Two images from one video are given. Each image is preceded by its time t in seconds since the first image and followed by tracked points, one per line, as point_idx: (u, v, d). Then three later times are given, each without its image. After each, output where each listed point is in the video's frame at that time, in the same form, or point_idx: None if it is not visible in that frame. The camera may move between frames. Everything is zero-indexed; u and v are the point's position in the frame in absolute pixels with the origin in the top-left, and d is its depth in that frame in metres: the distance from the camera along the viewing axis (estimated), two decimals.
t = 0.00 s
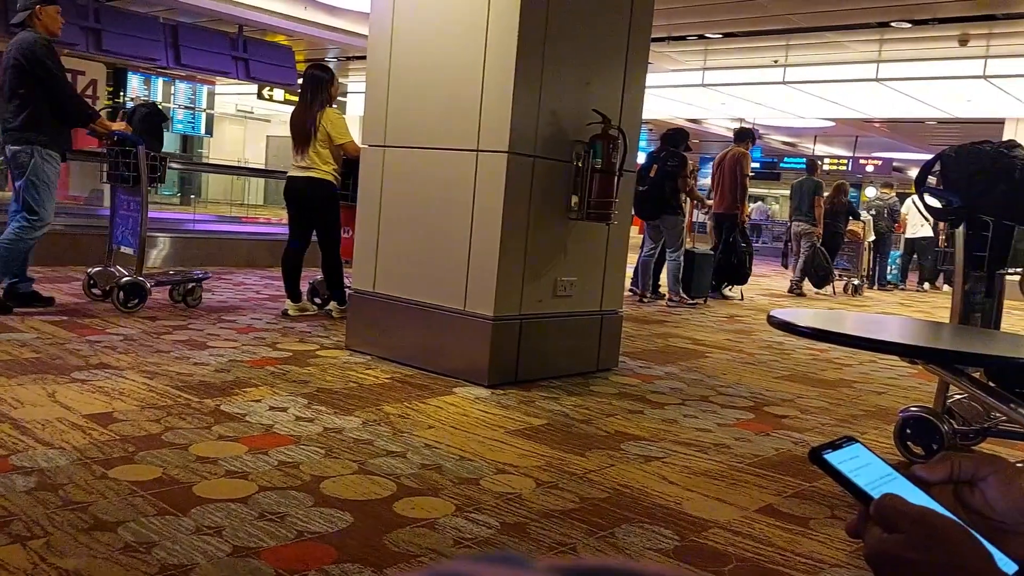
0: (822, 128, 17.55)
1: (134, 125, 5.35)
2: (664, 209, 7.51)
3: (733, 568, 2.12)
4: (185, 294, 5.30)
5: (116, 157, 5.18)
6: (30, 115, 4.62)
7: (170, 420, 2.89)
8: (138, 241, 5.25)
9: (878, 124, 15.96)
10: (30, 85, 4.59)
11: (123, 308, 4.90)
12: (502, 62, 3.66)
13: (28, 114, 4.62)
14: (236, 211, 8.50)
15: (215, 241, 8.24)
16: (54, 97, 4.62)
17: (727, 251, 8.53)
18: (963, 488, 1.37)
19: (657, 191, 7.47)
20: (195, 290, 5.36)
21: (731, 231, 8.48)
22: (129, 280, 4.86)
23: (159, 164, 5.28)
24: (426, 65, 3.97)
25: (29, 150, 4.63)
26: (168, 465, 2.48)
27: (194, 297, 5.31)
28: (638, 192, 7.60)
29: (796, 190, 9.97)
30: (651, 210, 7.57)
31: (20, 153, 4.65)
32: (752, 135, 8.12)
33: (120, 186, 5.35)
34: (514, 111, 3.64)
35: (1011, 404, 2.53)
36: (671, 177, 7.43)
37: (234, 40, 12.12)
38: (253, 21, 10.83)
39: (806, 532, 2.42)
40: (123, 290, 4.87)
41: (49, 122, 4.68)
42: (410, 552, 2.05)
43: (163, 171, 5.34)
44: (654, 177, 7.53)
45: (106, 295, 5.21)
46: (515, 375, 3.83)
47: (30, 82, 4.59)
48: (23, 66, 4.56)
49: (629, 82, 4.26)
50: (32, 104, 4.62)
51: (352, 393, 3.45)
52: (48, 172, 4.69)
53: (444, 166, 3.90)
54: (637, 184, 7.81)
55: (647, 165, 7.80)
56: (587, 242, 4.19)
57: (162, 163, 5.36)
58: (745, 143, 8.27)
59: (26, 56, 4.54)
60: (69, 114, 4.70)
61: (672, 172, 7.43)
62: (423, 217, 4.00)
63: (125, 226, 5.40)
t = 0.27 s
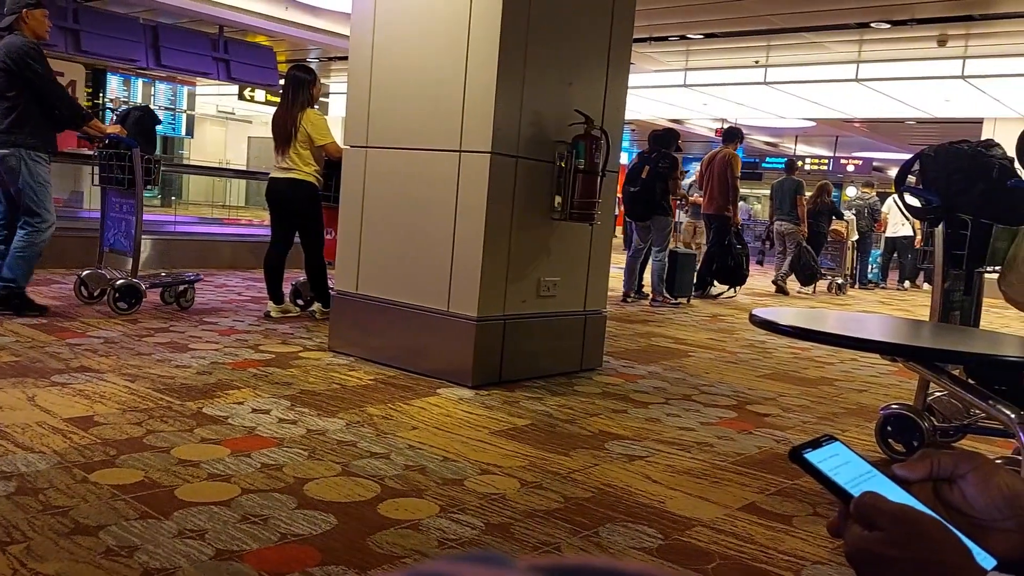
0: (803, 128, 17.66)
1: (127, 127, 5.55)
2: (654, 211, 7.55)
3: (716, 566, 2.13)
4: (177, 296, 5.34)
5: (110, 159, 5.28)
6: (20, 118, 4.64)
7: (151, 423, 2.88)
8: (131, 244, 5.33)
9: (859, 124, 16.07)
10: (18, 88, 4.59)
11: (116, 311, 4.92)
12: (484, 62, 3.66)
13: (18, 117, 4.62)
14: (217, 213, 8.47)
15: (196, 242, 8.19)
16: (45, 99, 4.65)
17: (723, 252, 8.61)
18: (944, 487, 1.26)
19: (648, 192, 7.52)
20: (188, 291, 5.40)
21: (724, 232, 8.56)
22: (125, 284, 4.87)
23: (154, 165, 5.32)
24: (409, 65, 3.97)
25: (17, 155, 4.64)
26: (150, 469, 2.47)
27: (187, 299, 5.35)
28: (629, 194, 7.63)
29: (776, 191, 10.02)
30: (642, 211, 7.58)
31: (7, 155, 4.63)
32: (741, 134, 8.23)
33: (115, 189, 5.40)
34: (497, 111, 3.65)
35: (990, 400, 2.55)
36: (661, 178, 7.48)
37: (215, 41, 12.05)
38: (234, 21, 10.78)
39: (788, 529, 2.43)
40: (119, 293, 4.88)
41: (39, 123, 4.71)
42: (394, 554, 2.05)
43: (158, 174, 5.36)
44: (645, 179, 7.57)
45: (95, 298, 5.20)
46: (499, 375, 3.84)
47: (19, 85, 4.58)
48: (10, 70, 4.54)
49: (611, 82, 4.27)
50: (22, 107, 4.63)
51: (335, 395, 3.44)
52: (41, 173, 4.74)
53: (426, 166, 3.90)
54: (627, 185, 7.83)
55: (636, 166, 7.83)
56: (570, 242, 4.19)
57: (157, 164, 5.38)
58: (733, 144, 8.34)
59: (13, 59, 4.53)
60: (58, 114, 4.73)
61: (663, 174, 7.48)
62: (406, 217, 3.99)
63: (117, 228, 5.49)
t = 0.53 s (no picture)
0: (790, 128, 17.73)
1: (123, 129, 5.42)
2: (648, 212, 7.57)
3: (705, 565, 2.14)
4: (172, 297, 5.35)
5: (109, 162, 5.37)
6: (17, 121, 4.67)
7: (139, 426, 2.86)
8: (131, 246, 5.38)
9: (845, 124, 16.15)
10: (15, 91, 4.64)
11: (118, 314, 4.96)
12: (472, 63, 3.66)
13: (14, 120, 4.66)
14: (205, 215, 8.41)
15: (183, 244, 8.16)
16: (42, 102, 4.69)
17: (721, 253, 8.71)
18: (932, 484, 1.27)
19: (643, 194, 7.53)
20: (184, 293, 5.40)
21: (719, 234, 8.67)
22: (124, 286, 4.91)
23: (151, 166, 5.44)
24: (396, 65, 3.96)
25: (12, 156, 4.64)
26: (137, 472, 2.46)
27: (185, 302, 5.36)
28: (624, 194, 7.60)
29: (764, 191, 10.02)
30: (637, 211, 7.58)
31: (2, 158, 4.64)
32: (734, 135, 8.46)
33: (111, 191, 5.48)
34: (485, 112, 3.65)
35: (976, 398, 2.56)
36: (657, 180, 7.51)
37: (201, 42, 12.01)
38: (220, 22, 10.74)
39: (777, 528, 2.45)
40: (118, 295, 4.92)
41: (35, 126, 4.75)
42: (383, 555, 2.04)
43: (155, 176, 5.49)
44: (640, 180, 7.57)
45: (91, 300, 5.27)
46: (488, 376, 3.83)
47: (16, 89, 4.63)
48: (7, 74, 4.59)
49: (598, 83, 4.27)
50: (18, 110, 4.67)
51: (324, 397, 3.43)
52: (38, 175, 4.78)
53: (414, 167, 3.90)
54: (619, 185, 7.79)
55: (629, 166, 7.79)
56: (559, 243, 4.20)
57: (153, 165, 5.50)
58: (727, 146, 8.51)
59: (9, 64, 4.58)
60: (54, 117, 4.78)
61: (659, 175, 7.50)
62: (395, 218, 3.99)
63: (114, 231, 5.53)
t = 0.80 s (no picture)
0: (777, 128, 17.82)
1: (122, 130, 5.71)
2: (642, 212, 7.62)
3: (694, 564, 2.14)
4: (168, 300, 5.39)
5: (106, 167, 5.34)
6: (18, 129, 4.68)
7: (125, 430, 2.85)
8: (128, 249, 5.37)
9: (832, 124, 16.24)
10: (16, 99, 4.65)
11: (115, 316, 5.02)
12: (459, 64, 3.66)
13: (14, 128, 4.67)
14: (192, 217, 8.37)
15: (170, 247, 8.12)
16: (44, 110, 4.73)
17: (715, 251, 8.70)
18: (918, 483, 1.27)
19: (637, 194, 7.58)
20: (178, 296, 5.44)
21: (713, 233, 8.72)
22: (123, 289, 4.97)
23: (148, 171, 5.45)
24: (383, 66, 3.96)
25: (12, 163, 4.68)
26: (124, 476, 2.44)
27: (179, 304, 5.40)
28: (619, 192, 7.61)
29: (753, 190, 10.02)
30: (630, 211, 7.63)
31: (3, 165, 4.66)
32: (725, 136, 8.61)
33: (106, 195, 5.46)
34: (472, 113, 3.65)
35: (961, 395, 2.58)
36: (653, 180, 7.56)
37: (187, 44, 11.96)
38: (206, 24, 10.70)
39: (765, 526, 2.46)
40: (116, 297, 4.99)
41: (34, 133, 4.77)
42: (373, 558, 2.04)
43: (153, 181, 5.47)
44: (635, 180, 7.62)
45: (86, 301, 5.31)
46: (477, 378, 3.83)
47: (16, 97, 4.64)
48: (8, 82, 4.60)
49: (586, 84, 4.28)
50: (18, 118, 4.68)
51: (312, 399, 3.42)
52: (36, 182, 4.81)
53: (402, 168, 3.89)
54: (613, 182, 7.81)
55: (624, 165, 7.83)
56: (547, 244, 4.20)
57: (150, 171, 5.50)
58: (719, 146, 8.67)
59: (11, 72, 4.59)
60: (54, 124, 4.81)
61: (654, 177, 7.55)
62: (382, 219, 3.98)
63: (109, 234, 5.51)
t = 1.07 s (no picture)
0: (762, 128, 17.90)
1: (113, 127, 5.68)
2: (631, 213, 7.66)
3: (684, 564, 2.14)
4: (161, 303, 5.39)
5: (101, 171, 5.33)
6: (17, 133, 4.64)
7: (110, 434, 2.82)
8: (122, 251, 5.36)
9: (817, 125, 16.33)
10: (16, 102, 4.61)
11: (108, 318, 5.03)
12: (446, 64, 3.66)
13: (13, 131, 4.62)
14: (178, 219, 8.34)
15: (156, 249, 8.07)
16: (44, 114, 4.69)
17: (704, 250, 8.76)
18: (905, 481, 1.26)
19: (628, 194, 7.62)
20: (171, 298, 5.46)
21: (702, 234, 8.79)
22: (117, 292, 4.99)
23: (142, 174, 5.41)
24: (370, 67, 3.94)
25: (12, 167, 4.64)
26: (109, 481, 2.42)
27: (172, 305, 5.41)
28: (610, 192, 7.65)
29: (745, 189, 10.04)
30: (620, 212, 7.66)
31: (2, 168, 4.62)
32: (714, 136, 8.72)
33: (100, 198, 5.45)
34: (459, 114, 3.64)
35: (947, 393, 2.59)
36: (644, 180, 7.62)
37: (172, 45, 11.89)
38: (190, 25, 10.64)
39: (754, 525, 2.46)
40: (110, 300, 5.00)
41: (33, 137, 4.72)
42: (362, 561, 2.03)
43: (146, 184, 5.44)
44: (626, 180, 7.67)
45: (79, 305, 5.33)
46: (466, 379, 3.82)
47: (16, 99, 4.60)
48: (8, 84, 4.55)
49: (573, 84, 4.28)
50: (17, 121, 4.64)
51: (300, 402, 3.40)
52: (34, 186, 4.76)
53: (389, 169, 3.88)
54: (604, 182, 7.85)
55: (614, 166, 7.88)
56: (535, 245, 4.20)
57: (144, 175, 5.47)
58: (709, 146, 8.74)
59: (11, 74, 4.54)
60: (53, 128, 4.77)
61: (646, 177, 7.64)
62: (370, 220, 3.97)
63: (102, 237, 5.50)
